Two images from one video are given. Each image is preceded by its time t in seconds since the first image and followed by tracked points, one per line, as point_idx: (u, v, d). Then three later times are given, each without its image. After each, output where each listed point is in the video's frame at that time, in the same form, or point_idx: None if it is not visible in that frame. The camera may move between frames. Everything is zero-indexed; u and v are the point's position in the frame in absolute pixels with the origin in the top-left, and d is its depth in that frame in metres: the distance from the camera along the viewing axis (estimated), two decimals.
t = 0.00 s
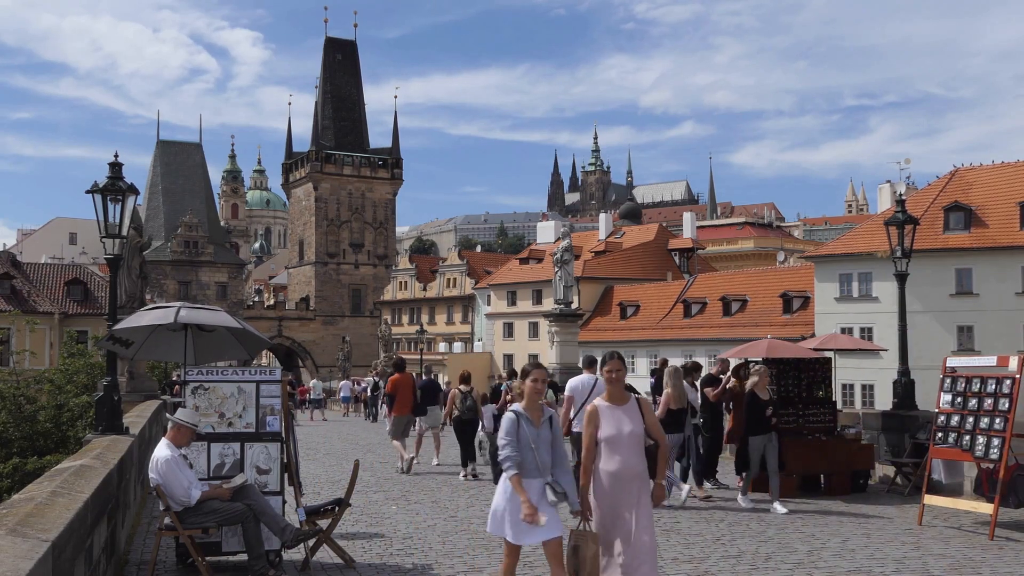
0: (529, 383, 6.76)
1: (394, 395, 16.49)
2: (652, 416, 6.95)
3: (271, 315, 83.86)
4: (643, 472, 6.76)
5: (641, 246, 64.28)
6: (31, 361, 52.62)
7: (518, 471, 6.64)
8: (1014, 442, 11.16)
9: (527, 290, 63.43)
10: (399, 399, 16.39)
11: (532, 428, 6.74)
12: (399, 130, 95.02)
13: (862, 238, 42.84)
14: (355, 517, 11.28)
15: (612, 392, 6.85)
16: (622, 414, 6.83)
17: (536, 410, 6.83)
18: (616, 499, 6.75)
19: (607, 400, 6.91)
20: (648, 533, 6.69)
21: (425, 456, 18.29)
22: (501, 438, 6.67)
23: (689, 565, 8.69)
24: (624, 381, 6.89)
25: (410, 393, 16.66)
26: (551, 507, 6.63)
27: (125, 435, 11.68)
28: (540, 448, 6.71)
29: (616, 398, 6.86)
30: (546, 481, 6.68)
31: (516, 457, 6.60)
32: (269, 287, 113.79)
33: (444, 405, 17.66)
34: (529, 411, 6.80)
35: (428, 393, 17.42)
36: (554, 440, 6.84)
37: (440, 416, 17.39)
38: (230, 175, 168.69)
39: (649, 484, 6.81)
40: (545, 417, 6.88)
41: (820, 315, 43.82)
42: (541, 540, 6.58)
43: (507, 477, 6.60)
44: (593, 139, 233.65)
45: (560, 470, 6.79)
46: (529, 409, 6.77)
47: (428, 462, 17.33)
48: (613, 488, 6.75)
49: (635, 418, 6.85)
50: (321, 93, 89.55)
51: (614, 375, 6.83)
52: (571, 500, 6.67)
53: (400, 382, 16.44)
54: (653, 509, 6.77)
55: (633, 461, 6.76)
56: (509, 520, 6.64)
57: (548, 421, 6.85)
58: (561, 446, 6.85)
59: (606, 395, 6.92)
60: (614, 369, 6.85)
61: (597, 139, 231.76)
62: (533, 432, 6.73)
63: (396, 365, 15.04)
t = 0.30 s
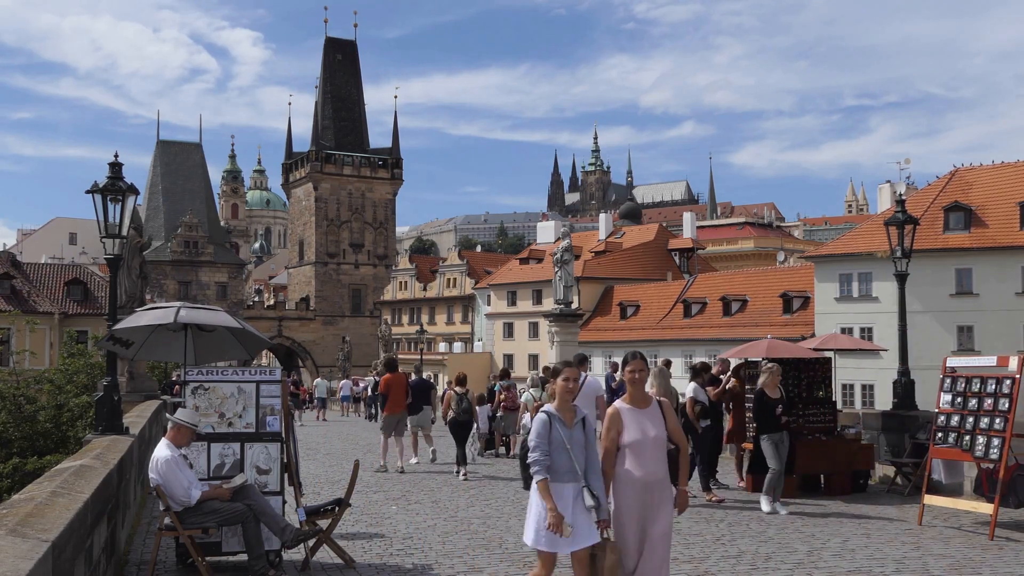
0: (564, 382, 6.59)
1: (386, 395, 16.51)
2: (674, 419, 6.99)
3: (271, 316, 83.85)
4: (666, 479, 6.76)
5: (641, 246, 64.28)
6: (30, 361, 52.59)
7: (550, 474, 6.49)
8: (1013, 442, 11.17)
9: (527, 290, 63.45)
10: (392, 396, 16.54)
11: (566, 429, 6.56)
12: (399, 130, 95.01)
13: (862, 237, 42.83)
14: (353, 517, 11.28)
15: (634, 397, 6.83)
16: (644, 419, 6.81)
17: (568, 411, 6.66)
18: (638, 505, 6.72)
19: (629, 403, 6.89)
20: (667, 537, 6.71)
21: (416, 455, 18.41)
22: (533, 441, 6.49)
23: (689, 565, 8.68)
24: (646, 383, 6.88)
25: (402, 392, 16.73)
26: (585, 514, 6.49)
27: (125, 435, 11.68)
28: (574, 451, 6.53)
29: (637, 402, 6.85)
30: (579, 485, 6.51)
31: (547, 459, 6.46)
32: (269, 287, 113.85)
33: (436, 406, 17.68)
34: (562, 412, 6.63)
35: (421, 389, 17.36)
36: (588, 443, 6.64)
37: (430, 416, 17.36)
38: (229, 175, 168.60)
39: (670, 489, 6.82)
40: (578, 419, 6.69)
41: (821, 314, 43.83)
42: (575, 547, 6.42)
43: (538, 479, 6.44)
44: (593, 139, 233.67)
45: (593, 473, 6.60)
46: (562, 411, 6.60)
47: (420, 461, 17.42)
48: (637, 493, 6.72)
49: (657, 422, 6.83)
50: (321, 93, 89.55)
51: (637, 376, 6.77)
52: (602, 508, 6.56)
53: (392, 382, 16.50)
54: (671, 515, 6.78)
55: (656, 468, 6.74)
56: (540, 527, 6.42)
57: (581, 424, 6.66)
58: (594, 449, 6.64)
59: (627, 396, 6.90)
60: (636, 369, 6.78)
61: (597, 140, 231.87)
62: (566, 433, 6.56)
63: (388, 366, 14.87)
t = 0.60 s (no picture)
0: (592, 385, 6.37)
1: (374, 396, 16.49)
2: (700, 422, 6.85)
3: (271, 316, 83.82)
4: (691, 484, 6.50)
5: (641, 246, 64.28)
6: (30, 361, 52.60)
7: (568, 479, 6.34)
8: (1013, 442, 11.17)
9: (527, 290, 63.46)
10: (380, 398, 16.54)
11: (591, 435, 6.35)
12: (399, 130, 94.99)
13: (862, 237, 42.81)
14: (354, 517, 11.29)
15: (658, 399, 6.55)
16: (670, 422, 6.55)
17: (595, 416, 6.43)
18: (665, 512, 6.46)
19: (655, 405, 6.61)
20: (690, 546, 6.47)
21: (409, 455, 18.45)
22: (554, 443, 6.33)
23: (689, 565, 8.68)
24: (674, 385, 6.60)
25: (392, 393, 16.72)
26: (603, 524, 6.27)
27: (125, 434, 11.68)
28: (597, 457, 6.31)
29: (663, 403, 6.57)
30: (600, 493, 6.28)
31: (563, 464, 6.32)
32: (269, 287, 113.89)
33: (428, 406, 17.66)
34: (588, 417, 6.40)
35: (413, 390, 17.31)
36: (616, 449, 6.39)
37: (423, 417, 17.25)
38: (229, 175, 168.57)
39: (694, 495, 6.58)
40: (607, 423, 6.44)
41: (821, 315, 43.84)
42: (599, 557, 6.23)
43: (550, 485, 6.31)
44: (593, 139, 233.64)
45: (621, 480, 6.36)
46: (587, 416, 6.38)
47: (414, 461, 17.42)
48: (663, 500, 6.46)
49: (683, 425, 6.58)
50: (320, 94, 89.54)
51: (662, 380, 6.46)
52: (630, 516, 6.24)
53: (381, 383, 16.53)
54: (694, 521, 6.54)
55: (681, 473, 6.49)
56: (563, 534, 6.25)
57: (609, 429, 6.41)
58: (621, 455, 6.38)
59: (651, 398, 6.61)
60: (662, 372, 6.47)
61: (597, 140, 231.88)
62: (591, 439, 6.34)
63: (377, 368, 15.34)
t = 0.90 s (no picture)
0: (610, 385, 6.10)
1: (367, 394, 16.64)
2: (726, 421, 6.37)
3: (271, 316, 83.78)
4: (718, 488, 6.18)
5: (641, 246, 64.30)
6: (30, 361, 52.58)
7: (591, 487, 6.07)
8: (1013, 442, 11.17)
9: (527, 290, 63.46)
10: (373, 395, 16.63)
11: (612, 438, 6.07)
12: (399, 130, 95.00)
13: (863, 237, 42.81)
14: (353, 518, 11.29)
15: (682, 400, 6.25)
16: (695, 422, 6.23)
17: (616, 420, 6.14)
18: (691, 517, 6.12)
19: (680, 405, 6.30)
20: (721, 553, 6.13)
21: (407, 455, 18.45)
22: (574, 449, 6.07)
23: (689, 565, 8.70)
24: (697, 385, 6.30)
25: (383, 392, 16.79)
26: (628, 532, 6.02)
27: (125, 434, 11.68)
28: (619, 462, 6.03)
29: (685, 404, 6.25)
30: (622, 500, 6.01)
31: (585, 471, 6.05)
32: (269, 287, 113.92)
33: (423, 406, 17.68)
34: (609, 421, 6.12)
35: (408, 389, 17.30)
36: (639, 453, 6.10)
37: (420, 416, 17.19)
38: (230, 175, 168.60)
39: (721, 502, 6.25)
40: (628, 426, 6.15)
41: (821, 315, 43.84)
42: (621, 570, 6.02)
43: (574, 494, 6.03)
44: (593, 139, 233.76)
45: (645, 487, 6.05)
46: (606, 418, 6.11)
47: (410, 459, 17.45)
48: (689, 506, 6.13)
49: (709, 426, 6.26)
50: (320, 94, 89.58)
51: (685, 379, 6.22)
52: (653, 524, 6.00)
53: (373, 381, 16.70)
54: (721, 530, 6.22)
55: (708, 477, 6.17)
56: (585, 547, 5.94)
57: (631, 432, 6.12)
58: (644, 460, 6.09)
59: (675, 397, 6.30)
60: (685, 371, 6.24)
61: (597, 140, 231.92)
62: (612, 444, 6.06)
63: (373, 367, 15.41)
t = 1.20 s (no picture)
0: (639, 386, 5.74)
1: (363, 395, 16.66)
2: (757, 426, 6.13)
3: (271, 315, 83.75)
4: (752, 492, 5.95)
5: (641, 246, 64.30)
6: (30, 361, 52.57)
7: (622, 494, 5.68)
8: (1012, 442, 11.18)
9: (527, 290, 63.46)
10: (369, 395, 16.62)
11: (639, 442, 5.74)
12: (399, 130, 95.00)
13: (863, 237, 42.81)
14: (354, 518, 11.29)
15: (713, 400, 6.01)
16: (727, 424, 5.99)
17: (642, 423, 5.81)
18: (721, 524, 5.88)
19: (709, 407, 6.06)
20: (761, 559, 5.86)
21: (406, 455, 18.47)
22: (603, 452, 5.70)
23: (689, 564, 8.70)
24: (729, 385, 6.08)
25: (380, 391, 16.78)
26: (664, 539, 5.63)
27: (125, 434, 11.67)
28: (646, 467, 5.70)
29: (717, 405, 6.01)
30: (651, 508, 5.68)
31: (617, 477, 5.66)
32: (269, 287, 113.95)
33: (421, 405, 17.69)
34: (636, 424, 5.79)
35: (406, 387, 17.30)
36: (667, 456, 5.80)
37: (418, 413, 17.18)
38: (230, 175, 168.61)
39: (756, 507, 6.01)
40: (655, 429, 5.84)
41: (821, 315, 43.85)
42: None
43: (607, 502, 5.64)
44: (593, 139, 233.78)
45: (672, 493, 5.75)
46: (634, 422, 5.77)
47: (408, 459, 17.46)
48: (723, 512, 5.88)
49: (741, 428, 6.02)
50: (320, 94, 89.59)
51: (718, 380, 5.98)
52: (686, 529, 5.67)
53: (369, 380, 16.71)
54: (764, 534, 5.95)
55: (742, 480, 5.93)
56: (611, 558, 5.65)
57: (658, 434, 5.81)
58: (673, 464, 5.78)
59: (704, 398, 6.07)
60: (717, 371, 6.00)
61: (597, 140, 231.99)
62: (639, 447, 5.73)
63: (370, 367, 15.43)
